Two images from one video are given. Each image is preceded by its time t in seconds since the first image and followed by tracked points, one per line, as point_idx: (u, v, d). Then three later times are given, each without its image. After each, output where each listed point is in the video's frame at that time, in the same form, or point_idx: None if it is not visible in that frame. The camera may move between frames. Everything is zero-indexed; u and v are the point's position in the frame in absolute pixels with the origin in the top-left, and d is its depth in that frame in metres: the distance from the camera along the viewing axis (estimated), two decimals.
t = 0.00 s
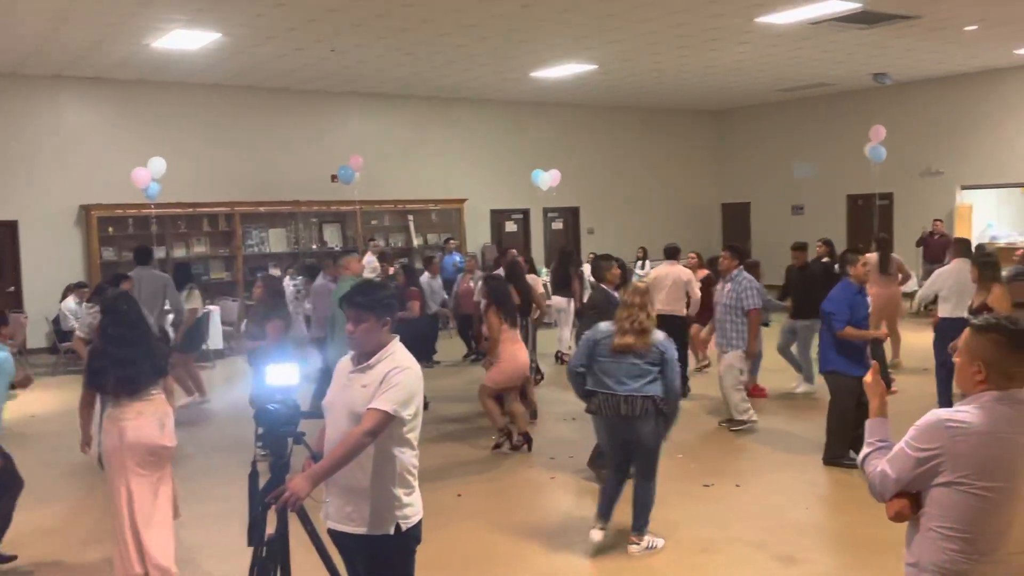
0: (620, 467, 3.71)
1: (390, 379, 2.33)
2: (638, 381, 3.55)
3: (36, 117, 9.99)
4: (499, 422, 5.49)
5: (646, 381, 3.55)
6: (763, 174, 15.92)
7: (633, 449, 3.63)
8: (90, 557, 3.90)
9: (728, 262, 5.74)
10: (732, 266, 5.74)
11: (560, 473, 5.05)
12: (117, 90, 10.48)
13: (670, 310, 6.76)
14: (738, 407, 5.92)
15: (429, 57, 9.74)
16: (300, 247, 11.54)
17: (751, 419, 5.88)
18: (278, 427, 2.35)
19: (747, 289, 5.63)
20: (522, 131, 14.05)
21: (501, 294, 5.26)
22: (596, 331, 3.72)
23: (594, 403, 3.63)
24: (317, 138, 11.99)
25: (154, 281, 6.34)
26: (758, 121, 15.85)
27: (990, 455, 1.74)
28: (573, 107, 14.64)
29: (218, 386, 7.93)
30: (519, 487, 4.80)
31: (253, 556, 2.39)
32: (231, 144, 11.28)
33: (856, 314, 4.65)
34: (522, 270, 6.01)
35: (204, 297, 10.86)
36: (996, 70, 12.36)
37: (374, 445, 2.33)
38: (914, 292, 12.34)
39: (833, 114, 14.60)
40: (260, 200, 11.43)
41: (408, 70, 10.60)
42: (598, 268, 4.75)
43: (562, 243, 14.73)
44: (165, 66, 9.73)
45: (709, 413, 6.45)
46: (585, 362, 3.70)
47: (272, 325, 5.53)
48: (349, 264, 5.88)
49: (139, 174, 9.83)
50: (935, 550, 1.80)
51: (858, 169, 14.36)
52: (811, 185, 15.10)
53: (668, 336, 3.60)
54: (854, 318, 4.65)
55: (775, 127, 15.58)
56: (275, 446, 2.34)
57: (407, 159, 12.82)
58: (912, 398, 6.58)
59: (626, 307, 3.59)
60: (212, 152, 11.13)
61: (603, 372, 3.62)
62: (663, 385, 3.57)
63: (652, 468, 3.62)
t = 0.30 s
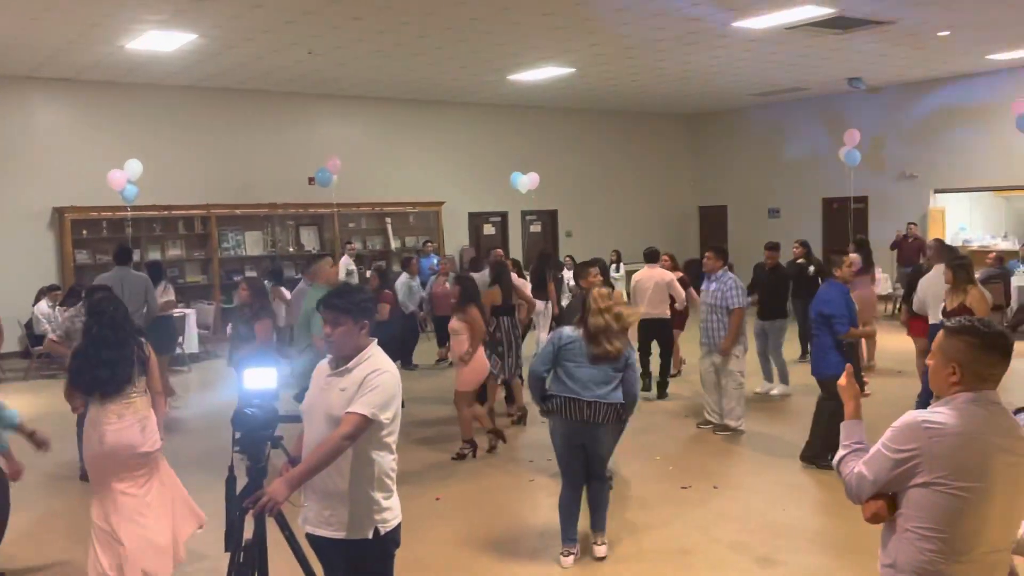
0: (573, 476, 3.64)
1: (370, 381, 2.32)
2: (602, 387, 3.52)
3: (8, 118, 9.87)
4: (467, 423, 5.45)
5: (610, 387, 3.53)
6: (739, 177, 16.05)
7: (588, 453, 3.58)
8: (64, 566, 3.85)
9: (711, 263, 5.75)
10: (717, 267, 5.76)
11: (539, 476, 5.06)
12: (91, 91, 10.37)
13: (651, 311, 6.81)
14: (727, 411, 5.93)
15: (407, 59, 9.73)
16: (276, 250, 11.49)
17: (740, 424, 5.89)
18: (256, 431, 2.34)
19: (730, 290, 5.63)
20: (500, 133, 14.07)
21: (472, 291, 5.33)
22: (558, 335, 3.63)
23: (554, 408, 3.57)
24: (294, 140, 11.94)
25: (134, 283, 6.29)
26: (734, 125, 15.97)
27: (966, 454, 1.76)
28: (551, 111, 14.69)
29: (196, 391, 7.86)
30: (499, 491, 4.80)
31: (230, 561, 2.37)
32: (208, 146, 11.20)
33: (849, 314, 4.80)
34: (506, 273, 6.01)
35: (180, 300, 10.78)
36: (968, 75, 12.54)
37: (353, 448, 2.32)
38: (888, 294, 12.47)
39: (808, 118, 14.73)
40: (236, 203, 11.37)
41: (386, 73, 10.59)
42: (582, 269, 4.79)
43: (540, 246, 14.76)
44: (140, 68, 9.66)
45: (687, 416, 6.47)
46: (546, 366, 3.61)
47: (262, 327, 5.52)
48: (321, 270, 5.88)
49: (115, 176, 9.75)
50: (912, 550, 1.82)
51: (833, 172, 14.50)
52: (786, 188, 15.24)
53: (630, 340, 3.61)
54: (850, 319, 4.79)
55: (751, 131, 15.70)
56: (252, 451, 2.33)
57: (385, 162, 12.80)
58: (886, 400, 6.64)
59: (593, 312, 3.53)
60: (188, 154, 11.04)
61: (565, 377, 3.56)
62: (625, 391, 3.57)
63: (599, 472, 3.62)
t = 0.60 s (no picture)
0: (563, 469, 3.65)
1: (350, 382, 2.32)
2: (586, 374, 3.57)
3: None
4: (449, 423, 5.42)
5: (592, 373, 3.58)
6: (718, 178, 16.14)
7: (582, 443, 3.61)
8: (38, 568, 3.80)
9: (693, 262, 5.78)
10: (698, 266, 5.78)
11: (520, 476, 5.05)
12: (67, 88, 10.26)
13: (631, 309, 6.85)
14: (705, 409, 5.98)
15: (388, 59, 9.70)
16: (255, 249, 11.42)
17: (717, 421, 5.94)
18: (234, 431, 2.32)
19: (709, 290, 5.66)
20: (481, 133, 14.07)
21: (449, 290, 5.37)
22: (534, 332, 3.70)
23: (542, 404, 3.62)
24: (273, 139, 11.87)
25: (111, 283, 6.20)
26: (713, 126, 16.06)
27: (945, 452, 1.78)
28: (532, 111, 14.71)
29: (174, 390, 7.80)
30: (480, 491, 4.79)
31: (208, 562, 2.36)
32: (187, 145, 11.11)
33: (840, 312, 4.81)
34: (492, 271, 5.97)
35: (157, 300, 10.69)
36: (944, 77, 12.67)
37: (332, 448, 2.31)
38: (866, 294, 12.57)
39: (786, 119, 14.83)
40: (216, 202, 11.30)
41: (367, 73, 10.56)
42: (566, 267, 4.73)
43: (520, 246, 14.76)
44: (118, 65, 9.57)
45: (668, 415, 6.49)
46: (529, 366, 3.69)
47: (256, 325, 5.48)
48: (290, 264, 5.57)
49: (93, 174, 9.67)
50: (892, 549, 1.83)
51: (811, 173, 14.61)
52: (764, 189, 15.33)
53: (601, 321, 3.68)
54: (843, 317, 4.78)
55: (731, 131, 15.79)
56: (230, 452, 2.32)
57: (365, 162, 12.76)
58: (863, 399, 6.70)
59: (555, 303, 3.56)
60: (167, 152, 10.95)
61: (546, 373, 3.62)
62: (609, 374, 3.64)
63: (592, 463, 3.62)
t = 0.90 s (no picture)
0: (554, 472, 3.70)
1: (328, 380, 2.30)
2: (574, 382, 3.60)
3: None
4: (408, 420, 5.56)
5: (580, 381, 3.60)
6: (698, 177, 16.21)
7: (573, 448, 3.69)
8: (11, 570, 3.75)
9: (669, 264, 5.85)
10: (674, 268, 5.86)
11: (501, 474, 5.05)
12: (42, 85, 10.14)
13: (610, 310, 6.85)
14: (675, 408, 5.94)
15: (367, 57, 9.66)
16: (234, 248, 11.35)
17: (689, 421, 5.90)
18: (211, 430, 2.30)
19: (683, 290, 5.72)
20: (461, 131, 14.05)
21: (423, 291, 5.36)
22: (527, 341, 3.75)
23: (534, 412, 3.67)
24: (252, 137, 11.79)
25: (81, 283, 6.20)
26: (693, 125, 16.12)
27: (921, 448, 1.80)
28: (513, 110, 14.71)
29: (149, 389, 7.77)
30: (459, 489, 4.78)
31: (186, 564, 2.34)
32: (165, 143, 11.03)
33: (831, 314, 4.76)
34: (466, 270, 5.99)
35: (134, 299, 10.61)
36: (920, 77, 12.79)
37: (310, 447, 2.30)
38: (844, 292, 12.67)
39: (765, 119, 14.92)
40: (194, 200, 11.22)
41: (347, 70, 10.52)
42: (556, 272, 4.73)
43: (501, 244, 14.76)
44: (94, 62, 9.47)
45: (648, 413, 6.50)
46: (522, 375, 3.74)
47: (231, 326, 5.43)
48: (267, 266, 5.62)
49: (71, 172, 9.57)
50: (869, 544, 1.85)
51: (790, 172, 14.70)
52: (744, 188, 15.41)
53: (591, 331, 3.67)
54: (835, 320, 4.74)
55: (710, 131, 15.86)
56: (207, 451, 2.30)
57: (345, 160, 12.72)
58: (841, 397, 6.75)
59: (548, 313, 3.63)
60: (144, 150, 10.86)
61: (535, 382, 3.66)
62: (597, 382, 3.64)
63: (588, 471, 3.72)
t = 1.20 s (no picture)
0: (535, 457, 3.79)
1: (307, 378, 2.29)
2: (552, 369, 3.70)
3: None
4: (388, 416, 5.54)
5: (558, 370, 3.70)
6: (678, 175, 16.27)
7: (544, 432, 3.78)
8: None
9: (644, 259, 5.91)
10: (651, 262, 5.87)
11: (481, 471, 5.04)
12: (17, 80, 10.02)
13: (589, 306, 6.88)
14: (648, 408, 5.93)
15: (349, 53, 9.61)
16: (213, 245, 11.27)
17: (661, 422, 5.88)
18: (188, 430, 2.28)
19: (661, 283, 5.75)
20: (443, 129, 14.03)
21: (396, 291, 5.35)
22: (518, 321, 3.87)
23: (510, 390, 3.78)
24: (231, 134, 11.71)
25: (53, 278, 6.26)
26: (674, 124, 16.17)
27: (902, 445, 1.81)
28: (495, 107, 14.70)
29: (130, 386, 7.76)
30: (440, 486, 4.77)
31: (164, 562, 2.33)
32: (143, 139, 10.92)
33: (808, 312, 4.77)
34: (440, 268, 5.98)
35: (112, 297, 10.50)
36: (898, 76, 12.90)
37: (289, 445, 2.28)
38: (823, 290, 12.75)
39: (745, 117, 14.99)
40: (172, 197, 11.12)
41: (327, 67, 10.47)
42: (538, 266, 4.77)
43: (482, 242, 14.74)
44: (71, 57, 9.35)
45: (628, 410, 6.52)
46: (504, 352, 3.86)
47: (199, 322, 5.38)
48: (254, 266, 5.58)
49: (48, 169, 9.46)
50: (850, 542, 1.85)
51: (769, 170, 14.78)
52: (724, 186, 15.48)
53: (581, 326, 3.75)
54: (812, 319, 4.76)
55: (690, 129, 15.91)
56: (185, 450, 2.27)
57: (325, 157, 12.66)
58: (819, 394, 6.79)
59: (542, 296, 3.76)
60: (122, 146, 10.75)
61: (517, 361, 3.78)
62: (576, 372, 3.74)
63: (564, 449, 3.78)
